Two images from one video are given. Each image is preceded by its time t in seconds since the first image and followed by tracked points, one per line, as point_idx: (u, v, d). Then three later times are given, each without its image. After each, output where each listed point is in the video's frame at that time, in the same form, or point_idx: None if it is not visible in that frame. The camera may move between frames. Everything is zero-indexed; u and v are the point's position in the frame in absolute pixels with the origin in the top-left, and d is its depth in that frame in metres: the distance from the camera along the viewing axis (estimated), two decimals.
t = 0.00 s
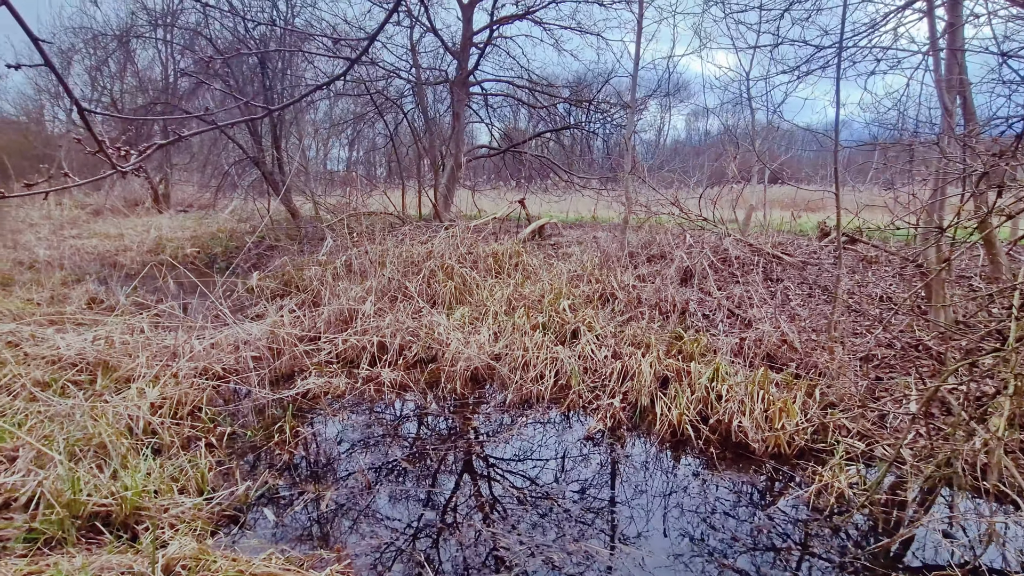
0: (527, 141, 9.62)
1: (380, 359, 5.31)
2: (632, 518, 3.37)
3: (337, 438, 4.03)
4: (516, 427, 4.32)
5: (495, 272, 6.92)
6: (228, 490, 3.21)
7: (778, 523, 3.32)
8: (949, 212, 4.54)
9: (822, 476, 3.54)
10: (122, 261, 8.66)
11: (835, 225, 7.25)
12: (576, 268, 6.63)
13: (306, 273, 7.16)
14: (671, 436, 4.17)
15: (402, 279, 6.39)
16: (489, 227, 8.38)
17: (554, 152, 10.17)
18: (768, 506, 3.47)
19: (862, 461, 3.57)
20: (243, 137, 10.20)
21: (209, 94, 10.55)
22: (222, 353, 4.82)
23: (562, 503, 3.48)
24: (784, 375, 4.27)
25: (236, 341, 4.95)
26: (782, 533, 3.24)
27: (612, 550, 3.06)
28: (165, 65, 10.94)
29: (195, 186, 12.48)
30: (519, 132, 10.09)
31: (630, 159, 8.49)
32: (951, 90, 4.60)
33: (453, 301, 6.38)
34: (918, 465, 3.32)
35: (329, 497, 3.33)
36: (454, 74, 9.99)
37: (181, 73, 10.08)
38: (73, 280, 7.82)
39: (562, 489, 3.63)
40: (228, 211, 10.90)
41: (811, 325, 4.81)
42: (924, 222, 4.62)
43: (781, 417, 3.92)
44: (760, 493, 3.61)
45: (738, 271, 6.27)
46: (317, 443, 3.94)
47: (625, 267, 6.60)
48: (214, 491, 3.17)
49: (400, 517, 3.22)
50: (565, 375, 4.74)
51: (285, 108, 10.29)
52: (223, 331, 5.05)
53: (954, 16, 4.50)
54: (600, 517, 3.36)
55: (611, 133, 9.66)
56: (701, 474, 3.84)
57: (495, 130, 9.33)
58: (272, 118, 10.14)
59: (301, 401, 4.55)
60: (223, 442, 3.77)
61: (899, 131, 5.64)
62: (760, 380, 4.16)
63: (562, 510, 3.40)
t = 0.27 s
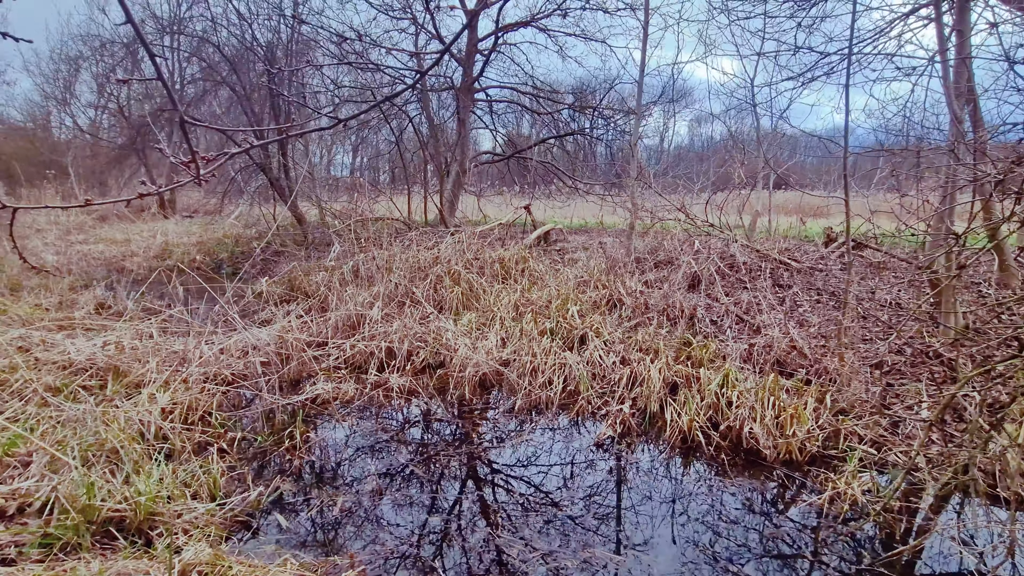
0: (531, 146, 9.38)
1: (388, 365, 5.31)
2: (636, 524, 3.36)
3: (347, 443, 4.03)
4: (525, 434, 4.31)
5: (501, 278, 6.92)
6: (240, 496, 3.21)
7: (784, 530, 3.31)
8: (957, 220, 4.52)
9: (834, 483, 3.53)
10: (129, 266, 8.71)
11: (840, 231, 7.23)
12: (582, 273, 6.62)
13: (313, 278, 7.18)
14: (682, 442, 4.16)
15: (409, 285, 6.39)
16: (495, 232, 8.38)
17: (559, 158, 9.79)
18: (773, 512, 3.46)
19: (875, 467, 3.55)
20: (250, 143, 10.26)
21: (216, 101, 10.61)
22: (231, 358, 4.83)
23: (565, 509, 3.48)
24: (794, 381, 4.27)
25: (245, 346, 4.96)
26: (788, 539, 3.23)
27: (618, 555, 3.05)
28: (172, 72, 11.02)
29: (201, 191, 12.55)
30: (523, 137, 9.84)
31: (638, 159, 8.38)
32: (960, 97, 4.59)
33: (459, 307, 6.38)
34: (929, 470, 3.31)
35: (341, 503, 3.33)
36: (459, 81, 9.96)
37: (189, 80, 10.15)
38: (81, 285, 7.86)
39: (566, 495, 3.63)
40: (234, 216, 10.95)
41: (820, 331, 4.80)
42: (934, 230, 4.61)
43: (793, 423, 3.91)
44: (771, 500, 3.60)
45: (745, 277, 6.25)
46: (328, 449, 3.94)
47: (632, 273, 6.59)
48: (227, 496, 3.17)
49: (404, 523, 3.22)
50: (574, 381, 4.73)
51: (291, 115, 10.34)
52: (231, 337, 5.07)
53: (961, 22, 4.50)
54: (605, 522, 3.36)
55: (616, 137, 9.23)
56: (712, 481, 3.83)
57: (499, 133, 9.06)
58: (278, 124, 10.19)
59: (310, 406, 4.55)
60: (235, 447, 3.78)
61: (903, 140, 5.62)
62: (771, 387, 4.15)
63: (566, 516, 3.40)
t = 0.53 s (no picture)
0: (540, 150, 8.98)
1: (401, 368, 5.32)
2: (645, 530, 3.34)
3: (364, 446, 4.04)
4: (541, 438, 4.30)
5: (512, 282, 6.91)
6: (261, 498, 3.23)
7: (796, 535, 3.28)
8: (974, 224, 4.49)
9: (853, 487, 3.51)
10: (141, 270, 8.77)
11: (852, 235, 7.19)
12: (593, 277, 6.60)
13: (324, 282, 7.20)
14: (698, 446, 4.14)
15: (420, 288, 6.40)
16: (505, 237, 8.37)
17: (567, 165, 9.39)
18: (785, 517, 3.43)
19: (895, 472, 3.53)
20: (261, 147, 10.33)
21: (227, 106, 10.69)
22: (246, 361, 4.86)
23: (572, 514, 3.46)
24: (811, 385, 4.25)
25: (259, 349, 4.99)
26: (799, 545, 3.20)
27: (627, 561, 3.03)
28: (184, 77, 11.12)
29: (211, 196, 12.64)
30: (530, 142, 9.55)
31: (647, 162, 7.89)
32: (977, 100, 4.57)
33: (471, 310, 6.38)
34: (950, 475, 3.29)
35: (360, 505, 3.35)
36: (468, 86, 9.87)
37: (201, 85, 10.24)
38: (94, 289, 7.93)
39: (573, 500, 3.61)
40: (245, 220, 11.01)
41: (836, 335, 4.78)
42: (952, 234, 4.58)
43: (811, 428, 3.89)
44: (790, 504, 3.59)
45: (758, 281, 6.23)
46: (344, 451, 3.96)
47: (643, 277, 6.57)
48: (247, 498, 3.20)
49: (410, 527, 3.20)
50: (588, 385, 4.73)
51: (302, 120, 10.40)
52: (246, 340, 5.09)
53: (977, 27, 4.50)
54: (613, 527, 3.34)
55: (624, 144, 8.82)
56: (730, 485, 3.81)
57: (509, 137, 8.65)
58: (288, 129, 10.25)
59: (325, 409, 4.57)
60: (253, 449, 3.80)
61: (916, 145, 5.56)
62: (789, 391, 4.13)
63: (573, 521, 3.38)
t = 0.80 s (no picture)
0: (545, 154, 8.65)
1: (415, 372, 5.34)
2: (654, 534, 3.34)
3: (381, 448, 4.07)
4: (557, 443, 4.32)
5: (524, 285, 6.92)
6: (285, 500, 3.27)
7: (806, 540, 3.28)
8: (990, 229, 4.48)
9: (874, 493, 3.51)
10: (154, 274, 8.85)
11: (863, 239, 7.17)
12: (605, 281, 6.61)
13: (336, 285, 7.23)
14: (716, 451, 4.15)
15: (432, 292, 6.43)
16: (515, 240, 8.38)
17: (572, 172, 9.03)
18: (795, 521, 3.44)
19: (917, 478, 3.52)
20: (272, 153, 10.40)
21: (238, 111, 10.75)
22: (263, 364, 4.90)
23: (579, 518, 3.47)
24: (828, 390, 4.25)
25: (275, 352, 5.04)
26: (809, 549, 3.20)
27: (646, 566, 3.04)
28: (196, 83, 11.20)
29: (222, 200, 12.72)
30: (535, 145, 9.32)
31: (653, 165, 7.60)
32: (993, 105, 4.55)
33: (483, 314, 6.39)
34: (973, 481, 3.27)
35: (379, 509, 3.37)
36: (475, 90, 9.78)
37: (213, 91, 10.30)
38: (108, 292, 8.00)
39: (584, 504, 3.62)
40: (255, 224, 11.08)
41: (850, 340, 4.77)
42: (969, 239, 4.56)
43: (829, 433, 3.89)
44: (810, 509, 3.58)
45: (770, 285, 6.22)
46: (363, 454, 3.99)
47: (655, 281, 6.57)
48: (271, 501, 3.25)
49: (431, 530, 3.22)
50: (603, 389, 4.74)
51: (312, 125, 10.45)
52: (262, 343, 5.14)
53: (992, 31, 4.50)
54: (620, 531, 3.35)
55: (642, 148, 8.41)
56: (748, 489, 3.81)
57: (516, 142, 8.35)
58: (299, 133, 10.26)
59: (341, 412, 4.60)
60: (273, 451, 3.85)
61: (928, 149, 5.52)
62: (807, 397, 4.12)
63: (580, 525, 3.39)
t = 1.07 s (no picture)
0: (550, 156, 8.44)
1: (426, 376, 5.35)
2: (662, 540, 3.35)
3: (395, 452, 4.09)
4: (570, 448, 4.32)
5: (533, 290, 6.93)
6: (302, 505, 3.31)
7: (817, 548, 3.27)
8: (1004, 235, 4.45)
9: (889, 500, 3.50)
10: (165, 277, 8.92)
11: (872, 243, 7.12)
12: (614, 286, 6.61)
13: (346, 289, 7.26)
14: (729, 457, 4.14)
15: (442, 296, 6.44)
16: (523, 244, 8.39)
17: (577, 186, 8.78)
18: (805, 527, 3.43)
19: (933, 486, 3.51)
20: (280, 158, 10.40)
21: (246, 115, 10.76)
22: (276, 368, 4.93)
23: (586, 522, 3.48)
24: (841, 397, 4.24)
25: (287, 357, 5.06)
26: (818, 556, 3.20)
27: (660, 572, 3.05)
28: (205, 87, 11.25)
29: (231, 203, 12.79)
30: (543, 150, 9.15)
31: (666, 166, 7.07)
32: (1007, 110, 4.54)
33: (493, 318, 6.41)
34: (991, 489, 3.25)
35: (394, 513, 3.39)
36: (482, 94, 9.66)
37: (224, 95, 10.35)
38: (120, 295, 8.07)
39: (597, 510, 3.63)
40: (265, 227, 11.15)
41: (863, 347, 4.76)
42: (984, 244, 4.54)
43: (843, 440, 3.88)
44: (824, 515, 3.58)
45: (780, 291, 6.21)
46: (376, 458, 4.01)
47: (665, 285, 6.57)
48: (288, 506, 3.29)
49: (445, 535, 3.24)
50: (615, 394, 4.74)
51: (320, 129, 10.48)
52: (275, 347, 5.17)
53: (1006, 37, 4.48)
54: (627, 536, 3.36)
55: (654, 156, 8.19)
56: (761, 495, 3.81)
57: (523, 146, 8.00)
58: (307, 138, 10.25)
59: (354, 417, 4.62)
60: (289, 455, 3.89)
61: (938, 154, 5.49)
62: (821, 403, 4.11)
63: (587, 529, 3.40)
